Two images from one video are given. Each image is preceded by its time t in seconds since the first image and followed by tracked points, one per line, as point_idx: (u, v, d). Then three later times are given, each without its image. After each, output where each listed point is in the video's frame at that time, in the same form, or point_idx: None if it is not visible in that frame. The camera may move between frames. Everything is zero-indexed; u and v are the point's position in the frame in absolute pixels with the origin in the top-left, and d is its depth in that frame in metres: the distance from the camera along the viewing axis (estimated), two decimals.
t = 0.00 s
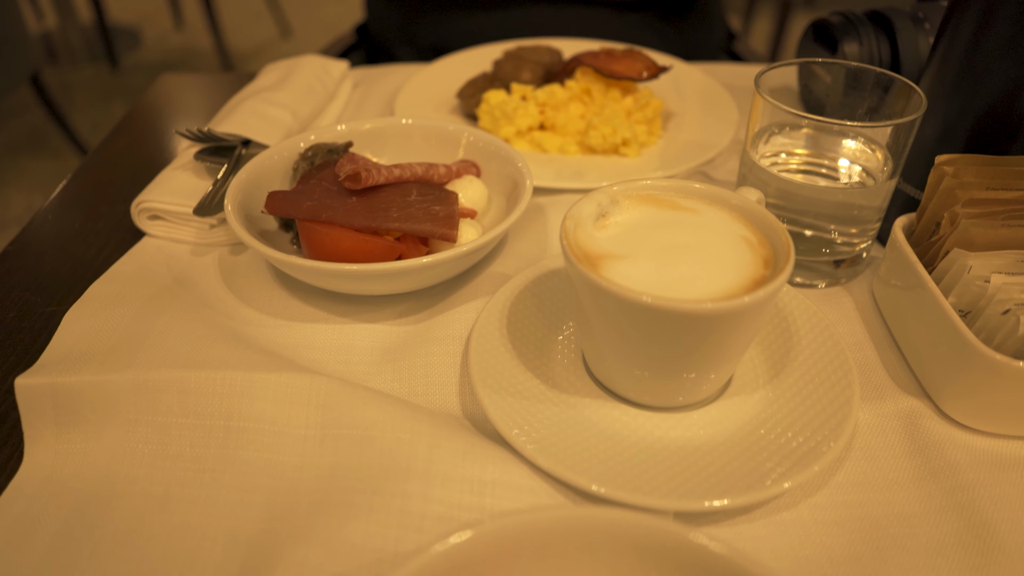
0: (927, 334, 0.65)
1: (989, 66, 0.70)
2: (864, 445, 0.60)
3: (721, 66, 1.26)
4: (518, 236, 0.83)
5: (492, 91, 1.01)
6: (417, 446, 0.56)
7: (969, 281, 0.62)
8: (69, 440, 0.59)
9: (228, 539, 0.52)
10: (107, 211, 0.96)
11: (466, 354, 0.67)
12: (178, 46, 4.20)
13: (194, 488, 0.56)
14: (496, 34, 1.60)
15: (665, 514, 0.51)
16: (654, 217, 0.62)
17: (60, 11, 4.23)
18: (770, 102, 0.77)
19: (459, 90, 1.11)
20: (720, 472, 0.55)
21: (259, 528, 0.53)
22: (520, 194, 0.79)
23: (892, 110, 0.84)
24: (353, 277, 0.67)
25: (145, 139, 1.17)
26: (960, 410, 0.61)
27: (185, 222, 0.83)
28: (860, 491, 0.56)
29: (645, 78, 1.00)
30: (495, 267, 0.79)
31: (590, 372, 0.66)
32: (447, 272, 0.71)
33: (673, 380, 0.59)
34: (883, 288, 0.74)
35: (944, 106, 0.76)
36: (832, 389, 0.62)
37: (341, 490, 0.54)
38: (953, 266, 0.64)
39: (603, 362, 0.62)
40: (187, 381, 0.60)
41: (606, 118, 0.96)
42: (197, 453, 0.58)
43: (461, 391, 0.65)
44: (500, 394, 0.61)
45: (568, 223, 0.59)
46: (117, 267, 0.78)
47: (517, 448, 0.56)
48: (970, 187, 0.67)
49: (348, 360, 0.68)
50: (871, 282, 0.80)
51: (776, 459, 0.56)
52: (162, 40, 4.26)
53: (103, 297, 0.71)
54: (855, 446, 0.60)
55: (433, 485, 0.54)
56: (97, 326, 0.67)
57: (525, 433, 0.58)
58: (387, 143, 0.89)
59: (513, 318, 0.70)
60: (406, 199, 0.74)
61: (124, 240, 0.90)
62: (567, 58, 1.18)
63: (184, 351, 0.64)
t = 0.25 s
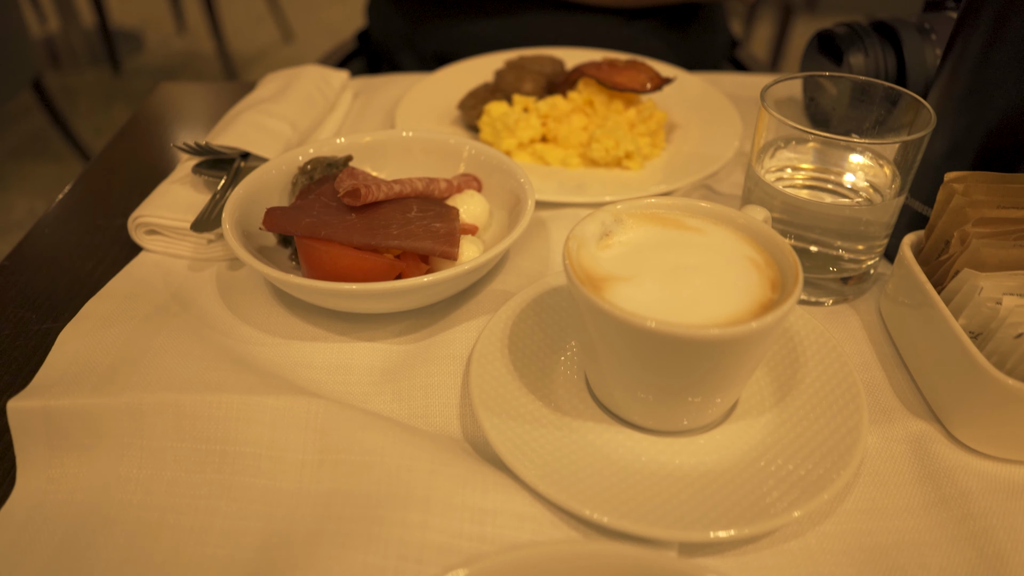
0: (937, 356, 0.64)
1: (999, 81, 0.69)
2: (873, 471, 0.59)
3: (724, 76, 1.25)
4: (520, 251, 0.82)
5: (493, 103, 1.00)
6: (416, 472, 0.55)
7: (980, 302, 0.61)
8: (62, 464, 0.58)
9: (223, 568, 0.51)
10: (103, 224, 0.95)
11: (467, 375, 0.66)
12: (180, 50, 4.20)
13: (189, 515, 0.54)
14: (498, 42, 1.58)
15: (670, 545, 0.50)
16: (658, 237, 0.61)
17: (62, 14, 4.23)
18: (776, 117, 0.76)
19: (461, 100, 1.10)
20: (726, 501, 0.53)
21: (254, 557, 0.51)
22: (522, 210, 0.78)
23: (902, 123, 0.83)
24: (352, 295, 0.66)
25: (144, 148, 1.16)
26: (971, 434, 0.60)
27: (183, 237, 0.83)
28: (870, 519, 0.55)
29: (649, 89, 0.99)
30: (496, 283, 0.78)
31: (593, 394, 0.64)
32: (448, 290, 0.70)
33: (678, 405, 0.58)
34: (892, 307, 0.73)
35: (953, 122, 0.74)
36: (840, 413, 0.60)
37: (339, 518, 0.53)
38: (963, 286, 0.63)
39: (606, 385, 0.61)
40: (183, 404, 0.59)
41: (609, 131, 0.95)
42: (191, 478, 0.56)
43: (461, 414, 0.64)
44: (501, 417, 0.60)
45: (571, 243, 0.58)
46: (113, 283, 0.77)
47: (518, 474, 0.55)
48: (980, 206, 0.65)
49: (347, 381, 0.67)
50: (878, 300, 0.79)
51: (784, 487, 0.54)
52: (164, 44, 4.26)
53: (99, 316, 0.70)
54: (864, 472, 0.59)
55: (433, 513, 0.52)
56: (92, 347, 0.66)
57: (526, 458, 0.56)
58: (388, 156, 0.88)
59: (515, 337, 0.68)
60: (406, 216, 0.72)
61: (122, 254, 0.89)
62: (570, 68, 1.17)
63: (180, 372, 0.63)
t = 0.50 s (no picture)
0: (947, 378, 0.62)
1: (1010, 97, 0.68)
2: (883, 498, 0.57)
3: (727, 86, 1.24)
4: (522, 267, 0.81)
5: (495, 114, 0.99)
6: (416, 499, 0.54)
7: (993, 324, 0.60)
8: (53, 489, 0.57)
9: None
10: (100, 236, 0.94)
11: (467, 396, 0.65)
12: (181, 54, 4.19)
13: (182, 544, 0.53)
14: (500, 49, 1.57)
15: None
16: (664, 257, 0.60)
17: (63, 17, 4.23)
18: (782, 132, 0.75)
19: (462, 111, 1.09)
20: (732, 531, 0.52)
21: None
22: (524, 226, 0.77)
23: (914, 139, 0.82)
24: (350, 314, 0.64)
25: (142, 158, 1.15)
26: (983, 459, 0.59)
27: (180, 253, 0.82)
28: (880, 548, 0.54)
29: (653, 100, 0.98)
30: (498, 300, 0.76)
31: (596, 417, 0.63)
32: (448, 308, 0.69)
33: (682, 431, 0.57)
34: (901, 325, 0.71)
35: (963, 137, 0.73)
36: (848, 437, 0.59)
37: (337, 547, 0.52)
38: (975, 307, 0.62)
39: (610, 409, 0.60)
40: (178, 428, 0.58)
41: (612, 143, 0.94)
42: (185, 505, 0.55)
43: (462, 437, 0.63)
44: (503, 441, 0.59)
45: (575, 264, 0.57)
46: (109, 300, 0.76)
47: (521, 502, 0.54)
48: (992, 224, 0.64)
49: (345, 402, 0.66)
50: (886, 317, 0.77)
51: (791, 516, 0.53)
52: (165, 47, 4.25)
53: (94, 334, 0.69)
54: (874, 498, 0.57)
55: (433, 543, 0.51)
56: (86, 367, 0.65)
57: (529, 484, 0.55)
58: (388, 169, 0.87)
59: (516, 357, 0.67)
60: (406, 232, 0.71)
61: (118, 268, 0.88)
62: (572, 78, 1.16)
63: (176, 394, 0.62)
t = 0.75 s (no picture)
0: (959, 401, 0.61)
1: (1021, 113, 0.67)
2: (894, 526, 0.56)
3: (730, 95, 1.23)
4: (524, 283, 0.80)
5: (496, 125, 0.98)
6: (416, 527, 0.53)
7: (1005, 347, 0.59)
8: (42, 514, 0.55)
9: None
10: (94, 249, 0.93)
11: (468, 417, 0.64)
12: (182, 56, 4.18)
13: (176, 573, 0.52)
14: (501, 56, 1.55)
15: None
16: (669, 278, 0.59)
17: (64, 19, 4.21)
18: (788, 147, 0.73)
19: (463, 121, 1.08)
20: (740, 563, 0.51)
21: None
22: (526, 242, 0.76)
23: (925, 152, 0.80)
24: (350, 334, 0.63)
25: (139, 166, 1.14)
26: (995, 485, 0.58)
27: (177, 268, 0.80)
28: None
29: (656, 111, 0.97)
30: (499, 318, 0.75)
31: (599, 440, 0.62)
32: (449, 327, 0.68)
33: (688, 457, 0.55)
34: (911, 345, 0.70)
35: (973, 152, 0.72)
36: (857, 462, 0.58)
37: None
38: (987, 328, 0.61)
39: (614, 433, 0.58)
40: (172, 453, 0.57)
41: (615, 155, 0.93)
42: (177, 532, 0.54)
43: (462, 460, 0.61)
44: (505, 466, 0.57)
45: (578, 286, 0.56)
46: (104, 316, 0.74)
47: (523, 531, 0.52)
48: (1002, 244, 0.63)
49: (344, 423, 0.65)
50: (894, 335, 0.76)
51: (801, 546, 0.52)
52: (166, 50, 4.24)
53: (88, 353, 0.68)
54: (885, 526, 0.56)
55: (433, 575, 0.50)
56: (80, 387, 0.64)
57: (531, 512, 0.54)
58: (388, 182, 0.86)
59: (518, 377, 0.66)
60: (406, 249, 0.70)
61: (114, 281, 0.86)
62: (574, 88, 1.15)
63: (173, 417, 0.61)
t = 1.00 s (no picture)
0: (972, 424, 0.60)
1: None
2: (905, 554, 0.55)
3: (735, 103, 1.22)
4: (526, 298, 0.79)
5: (497, 136, 0.97)
6: (415, 556, 0.52)
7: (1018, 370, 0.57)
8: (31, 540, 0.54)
9: None
10: (90, 260, 0.91)
11: (469, 438, 0.63)
12: (183, 57, 4.17)
13: None
14: (503, 61, 1.54)
15: None
16: (674, 299, 0.57)
17: (66, 19, 4.20)
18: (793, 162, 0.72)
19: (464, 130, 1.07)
20: None
21: None
22: (527, 258, 0.74)
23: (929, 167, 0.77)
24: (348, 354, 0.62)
25: (137, 175, 1.13)
26: (1009, 512, 0.56)
27: (174, 282, 0.79)
28: None
29: (659, 122, 0.96)
30: (501, 335, 0.74)
31: (603, 463, 0.61)
32: (450, 345, 0.66)
33: (694, 483, 0.54)
34: (922, 364, 0.69)
35: (983, 168, 0.70)
36: (867, 487, 0.57)
37: None
38: (999, 350, 0.60)
39: (618, 457, 0.57)
40: (167, 479, 0.56)
41: (618, 166, 0.91)
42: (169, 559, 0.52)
43: (462, 483, 0.60)
44: (506, 490, 0.56)
45: (581, 308, 0.54)
46: (99, 332, 0.73)
47: (525, 559, 0.51)
48: (1016, 263, 0.61)
49: (342, 443, 0.64)
50: (904, 352, 0.75)
51: None
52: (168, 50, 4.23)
53: (83, 371, 0.67)
54: (896, 554, 0.55)
55: None
56: (73, 408, 0.63)
57: (533, 539, 0.52)
58: (388, 194, 0.85)
59: (520, 397, 0.65)
60: (406, 265, 0.70)
61: (110, 294, 0.85)
62: (577, 96, 1.14)
63: (169, 439, 0.60)
